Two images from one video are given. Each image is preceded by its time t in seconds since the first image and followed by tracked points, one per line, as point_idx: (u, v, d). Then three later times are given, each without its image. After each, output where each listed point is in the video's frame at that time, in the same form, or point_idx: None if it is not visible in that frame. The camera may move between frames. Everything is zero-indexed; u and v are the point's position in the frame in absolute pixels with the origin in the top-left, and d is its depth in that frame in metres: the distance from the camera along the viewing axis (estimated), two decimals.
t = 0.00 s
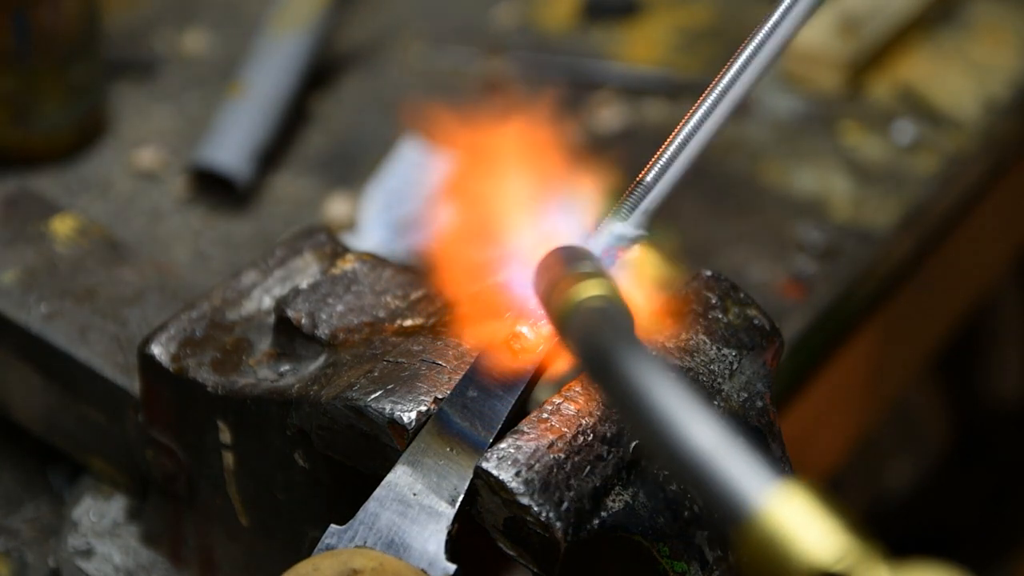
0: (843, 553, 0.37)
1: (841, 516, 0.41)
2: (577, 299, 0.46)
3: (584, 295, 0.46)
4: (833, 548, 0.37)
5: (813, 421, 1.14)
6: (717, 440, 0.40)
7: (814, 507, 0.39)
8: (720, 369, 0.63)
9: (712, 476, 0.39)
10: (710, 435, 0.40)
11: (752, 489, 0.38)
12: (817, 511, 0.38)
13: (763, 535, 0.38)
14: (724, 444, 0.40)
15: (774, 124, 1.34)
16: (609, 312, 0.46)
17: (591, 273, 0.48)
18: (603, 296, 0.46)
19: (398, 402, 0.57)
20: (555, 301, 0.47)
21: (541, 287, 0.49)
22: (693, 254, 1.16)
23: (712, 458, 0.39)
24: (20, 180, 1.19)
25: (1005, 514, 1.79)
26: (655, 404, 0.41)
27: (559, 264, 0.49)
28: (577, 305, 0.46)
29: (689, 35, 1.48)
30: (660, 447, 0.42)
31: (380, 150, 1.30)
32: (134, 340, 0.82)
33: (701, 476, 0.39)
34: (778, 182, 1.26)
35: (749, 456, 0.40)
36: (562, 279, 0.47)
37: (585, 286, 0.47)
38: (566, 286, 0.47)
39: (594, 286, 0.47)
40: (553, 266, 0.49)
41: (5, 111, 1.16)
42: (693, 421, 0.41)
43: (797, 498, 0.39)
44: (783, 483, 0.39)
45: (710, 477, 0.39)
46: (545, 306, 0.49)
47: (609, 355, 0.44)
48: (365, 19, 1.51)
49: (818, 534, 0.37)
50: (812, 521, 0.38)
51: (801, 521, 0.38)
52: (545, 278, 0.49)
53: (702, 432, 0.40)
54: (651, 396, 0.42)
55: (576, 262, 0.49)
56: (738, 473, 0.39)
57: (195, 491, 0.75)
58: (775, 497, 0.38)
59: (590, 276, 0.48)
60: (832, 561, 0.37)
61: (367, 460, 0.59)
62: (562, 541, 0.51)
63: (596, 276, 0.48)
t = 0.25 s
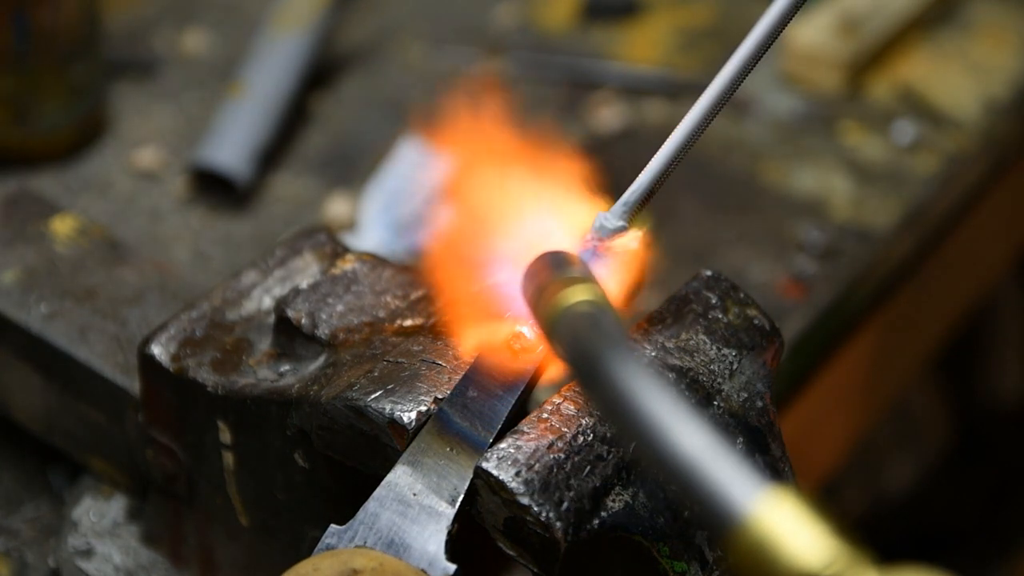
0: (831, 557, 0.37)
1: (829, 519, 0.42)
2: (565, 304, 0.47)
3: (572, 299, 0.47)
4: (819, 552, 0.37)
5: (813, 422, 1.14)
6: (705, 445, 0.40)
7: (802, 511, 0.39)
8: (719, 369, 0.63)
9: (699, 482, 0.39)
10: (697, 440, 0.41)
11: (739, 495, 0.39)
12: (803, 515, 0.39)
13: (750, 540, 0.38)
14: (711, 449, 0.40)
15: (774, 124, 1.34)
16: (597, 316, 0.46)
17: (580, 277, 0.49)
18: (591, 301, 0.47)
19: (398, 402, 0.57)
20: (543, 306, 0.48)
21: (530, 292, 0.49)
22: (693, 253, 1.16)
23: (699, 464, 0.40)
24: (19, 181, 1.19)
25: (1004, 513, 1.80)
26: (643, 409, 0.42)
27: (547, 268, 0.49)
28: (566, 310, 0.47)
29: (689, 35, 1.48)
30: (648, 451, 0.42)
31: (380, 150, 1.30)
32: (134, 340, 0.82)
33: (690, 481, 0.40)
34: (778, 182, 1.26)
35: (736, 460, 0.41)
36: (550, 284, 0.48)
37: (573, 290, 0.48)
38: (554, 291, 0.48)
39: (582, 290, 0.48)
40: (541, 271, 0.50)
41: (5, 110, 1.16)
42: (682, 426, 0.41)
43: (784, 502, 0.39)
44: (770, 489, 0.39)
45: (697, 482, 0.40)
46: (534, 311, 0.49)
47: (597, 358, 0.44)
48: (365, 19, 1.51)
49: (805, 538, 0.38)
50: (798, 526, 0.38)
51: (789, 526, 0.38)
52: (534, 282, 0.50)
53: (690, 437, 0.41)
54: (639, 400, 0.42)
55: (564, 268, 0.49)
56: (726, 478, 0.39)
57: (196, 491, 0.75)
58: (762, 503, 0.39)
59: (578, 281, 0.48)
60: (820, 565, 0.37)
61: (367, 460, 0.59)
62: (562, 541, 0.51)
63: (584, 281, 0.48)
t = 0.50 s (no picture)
0: (831, 551, 0.37)
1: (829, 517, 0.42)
2: (567, 299, 0.47)
3: (575, 294, 0.47)
4: (820, 547, 0.37)
5: (813, 421, 1.14)
6: (706, 439, 0.40)
7: (801, 505, 0.39)
8: (720, 369, 0.63)
9: (700, 474, 0.39)
10: (698, 433, 0.41)
11: (740, 488, 0.39)
12: (804, 510, 0.39)
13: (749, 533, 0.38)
14: (712, 443, 0.40)
15: (774, 124, 1.34)
16: (600, 312, 0.46)
17: (584, 273, 0.49)
18: (594, 296, 0.47)
19: (398, 402, 0.57)
20: (546, 301, 0.48)
21: (532, 287, 0.49)
22: (693, 254, 1.16)
23: (699, 457, 0.40)
24: (19, 181, 1.19)
25: (1004, 513, 1.80)
26: (645, 403, 0.42)
27: (549, 264, 0.49)
28: (568, 304, 0.47)
29: (689, 35, 1.48)
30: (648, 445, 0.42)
31: (380, 149, 1.30)
32: (134, 340, 0.82)
33: (690, 474, 0.40)
34: (778, 182, 1.26)
35: (737, 455, 0.41)
36: (553, 279, 0.48)
37: (576, 285, 0.48)
38: (556, 285, 0.48)
39: (585, 286, 0.48)
40: (544, 266, 0.50)
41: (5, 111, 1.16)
42: (682, 420, 0.41)
43: (785, 497, 0.39)
44: (771, 482, 0.39)
45: (697, 475, 0.39)
46: (535, 306, 0.49)
47: (599, 352, 0.44)
48: (365, 19, 1.51)
49: (806, 533, 0.38)
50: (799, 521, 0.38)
51: (790, 521, 0.38)
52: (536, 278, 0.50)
53: (692, 431, 0.41)
54: (640, 394, 0.42)
55: (567, 263, 0.49)
56: (727, 471, 0.39)
57: (196, 491, 0.75)
58: (763, 496, 0.39)
59: (580, 276, 0.48)
60: (819, 559, 0.37)
61: (367, 460, 0.59)
62: (562, 541, 0.51)
63: (586, 276, 0.49)
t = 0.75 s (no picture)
0: (825, 551, 0.37)
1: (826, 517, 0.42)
2: (563, 300, 0.46)
3: (571, 295, 0.47)
4: (815, 547, 0.37)
5: (813, 421, 1.14)
6: (701, 440, 0.41)
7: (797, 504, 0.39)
8: (720, 369, 0.63)
9: (695, 476, 0.40)
10: (693, 435, 0.41)
11: (735, 489, 0.39)
12: (799, 510, 0.39)
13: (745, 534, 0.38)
14: (708, 444, 0.40)
15: (774, 124, 1.34)
16: (596, 313, 0.46)
17: (582, 275, 0.48)
18: (590, 297, 0.47)
19: (398, 402, 0.57)
20: (542, 302, 0.47)
21: (529, 288, 0.49)
22: (693, 254, 1.16)
23: (694, 458, 0.40)
24: (19, 181, 1.19)
25: (1004, 513, 1.80)
26: (641, 405, 0.42)
27: (547, 265, 0.49)
28: (564, 306, 0.46)
29: (689, 35, 1.48)
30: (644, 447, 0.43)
31: (380, 149, 1.30)
32: (134, 340, 0.82)
33: (686, 476, 0.40)
34: (778, 182, 1.26)
35: (732, 456, 0.41)
36: (549, 280, 0.48)
37: (571, 286, 0.47)
38: (553, 286, 0.47)
39: (580, 287, 0.47)
40: (542, 267, 0.49)
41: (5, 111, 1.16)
42: (679, 421, 0.41)
43: (780, 499, 0.39)
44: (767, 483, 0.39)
45: (693, 476, 0.40)
46: (530, 305, 0.49)
47: (595, 354, 0.44)
48: (365, 19, 1.51)
49: (802, 532, 0.38)
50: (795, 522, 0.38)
51: (786, 522, 0.38)
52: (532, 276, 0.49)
53: (687, 433, 0.41)
54: (637, 396, 0.42)
55: (563, 263, 0.49)
56: (722, 473, 0.39)
57: (196, 491, 0.75)
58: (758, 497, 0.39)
59: (576, 276, 0.48)
60: (814, 558, 0.37)
61: (367, 460, 0.59)
62: (562, 542, 0.51)
63: (583, 277, 0.48)
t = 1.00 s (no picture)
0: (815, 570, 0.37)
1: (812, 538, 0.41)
2: (552, 318, 0.47)
3: (559, 314, 0.47)
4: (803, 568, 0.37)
5: (813, 422, 1.14)
6: (689, 460, 0.40)
7: (782, 527, 0.39)
8: (720, 369, 0.63)
9: (682, 495, 0.39)
10: (680, 454, 0.40)
11: (722, 510, 0.38)
12: (785, 533, 0.39)
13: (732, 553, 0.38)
14: (696, 464, 0.40)
15: (774, 124, 1.34)
16: (585, 332, 0.46)
17: (571, 294, 0.49)
18: (579, 316, 0.47)
19: (398, 402, 0.57)
20: (531, 320, 0.48)
21: (519, 305, 0.49)
22: (692, 254, 1.16)
23: (682, 477, 0.39)
24: (19, 181, 1.19)
25: (1005, 514, 1.78)
26: (628, 422, 0.41)
27: (537, 285, 0.49)
28: (553, 324, 0.46)
29: (689, 35, 1.48)
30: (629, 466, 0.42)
31: (380, 149, 1.30)
32: (134, 340, 0.82)
33: (673, 496, 0.39)
34: (778, 182, 1.26)
35: (719, 476, 0.40)
36: (537, 302, 0.48)
37: (559, 305, 0.47)
38: (541, 307, 0.48)
39: (569, 307, 0.47)
40: (530, 287, 0.50)
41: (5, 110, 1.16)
42: (667, 440, 0.40)
43: (767, 519, 0.39)
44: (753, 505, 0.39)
45: (680, 495, 0.39)
46: (519, 323, 0.48)
47: (582, 371, 0.43)
48: (365, 19, 1.51)
49: (788, 555, 0.38)
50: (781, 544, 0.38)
51: (773, 543, 0.38)
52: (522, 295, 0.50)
53: (675, 451, 0.40)
54: (623, 413, 0.41)
55: (551, 283, 0.49)
56: (710, 494, 0.39)
57: (195, 491, 0.75)
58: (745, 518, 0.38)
59: (564, 297, 0.48)
60: None
61: (367, 459, 0.59)
62: (562, 541, 0.51)
63: (573, 297, 0.48)
